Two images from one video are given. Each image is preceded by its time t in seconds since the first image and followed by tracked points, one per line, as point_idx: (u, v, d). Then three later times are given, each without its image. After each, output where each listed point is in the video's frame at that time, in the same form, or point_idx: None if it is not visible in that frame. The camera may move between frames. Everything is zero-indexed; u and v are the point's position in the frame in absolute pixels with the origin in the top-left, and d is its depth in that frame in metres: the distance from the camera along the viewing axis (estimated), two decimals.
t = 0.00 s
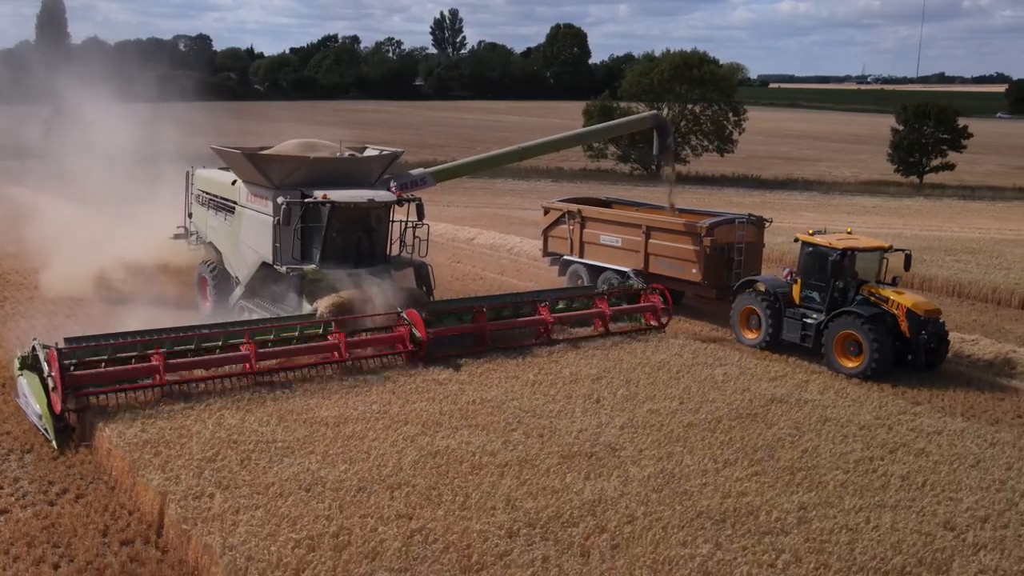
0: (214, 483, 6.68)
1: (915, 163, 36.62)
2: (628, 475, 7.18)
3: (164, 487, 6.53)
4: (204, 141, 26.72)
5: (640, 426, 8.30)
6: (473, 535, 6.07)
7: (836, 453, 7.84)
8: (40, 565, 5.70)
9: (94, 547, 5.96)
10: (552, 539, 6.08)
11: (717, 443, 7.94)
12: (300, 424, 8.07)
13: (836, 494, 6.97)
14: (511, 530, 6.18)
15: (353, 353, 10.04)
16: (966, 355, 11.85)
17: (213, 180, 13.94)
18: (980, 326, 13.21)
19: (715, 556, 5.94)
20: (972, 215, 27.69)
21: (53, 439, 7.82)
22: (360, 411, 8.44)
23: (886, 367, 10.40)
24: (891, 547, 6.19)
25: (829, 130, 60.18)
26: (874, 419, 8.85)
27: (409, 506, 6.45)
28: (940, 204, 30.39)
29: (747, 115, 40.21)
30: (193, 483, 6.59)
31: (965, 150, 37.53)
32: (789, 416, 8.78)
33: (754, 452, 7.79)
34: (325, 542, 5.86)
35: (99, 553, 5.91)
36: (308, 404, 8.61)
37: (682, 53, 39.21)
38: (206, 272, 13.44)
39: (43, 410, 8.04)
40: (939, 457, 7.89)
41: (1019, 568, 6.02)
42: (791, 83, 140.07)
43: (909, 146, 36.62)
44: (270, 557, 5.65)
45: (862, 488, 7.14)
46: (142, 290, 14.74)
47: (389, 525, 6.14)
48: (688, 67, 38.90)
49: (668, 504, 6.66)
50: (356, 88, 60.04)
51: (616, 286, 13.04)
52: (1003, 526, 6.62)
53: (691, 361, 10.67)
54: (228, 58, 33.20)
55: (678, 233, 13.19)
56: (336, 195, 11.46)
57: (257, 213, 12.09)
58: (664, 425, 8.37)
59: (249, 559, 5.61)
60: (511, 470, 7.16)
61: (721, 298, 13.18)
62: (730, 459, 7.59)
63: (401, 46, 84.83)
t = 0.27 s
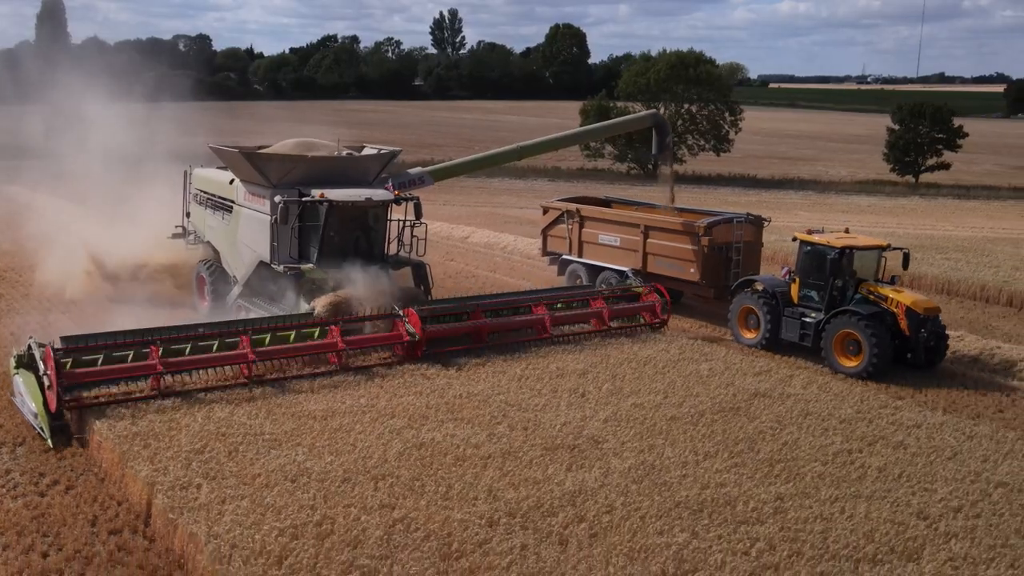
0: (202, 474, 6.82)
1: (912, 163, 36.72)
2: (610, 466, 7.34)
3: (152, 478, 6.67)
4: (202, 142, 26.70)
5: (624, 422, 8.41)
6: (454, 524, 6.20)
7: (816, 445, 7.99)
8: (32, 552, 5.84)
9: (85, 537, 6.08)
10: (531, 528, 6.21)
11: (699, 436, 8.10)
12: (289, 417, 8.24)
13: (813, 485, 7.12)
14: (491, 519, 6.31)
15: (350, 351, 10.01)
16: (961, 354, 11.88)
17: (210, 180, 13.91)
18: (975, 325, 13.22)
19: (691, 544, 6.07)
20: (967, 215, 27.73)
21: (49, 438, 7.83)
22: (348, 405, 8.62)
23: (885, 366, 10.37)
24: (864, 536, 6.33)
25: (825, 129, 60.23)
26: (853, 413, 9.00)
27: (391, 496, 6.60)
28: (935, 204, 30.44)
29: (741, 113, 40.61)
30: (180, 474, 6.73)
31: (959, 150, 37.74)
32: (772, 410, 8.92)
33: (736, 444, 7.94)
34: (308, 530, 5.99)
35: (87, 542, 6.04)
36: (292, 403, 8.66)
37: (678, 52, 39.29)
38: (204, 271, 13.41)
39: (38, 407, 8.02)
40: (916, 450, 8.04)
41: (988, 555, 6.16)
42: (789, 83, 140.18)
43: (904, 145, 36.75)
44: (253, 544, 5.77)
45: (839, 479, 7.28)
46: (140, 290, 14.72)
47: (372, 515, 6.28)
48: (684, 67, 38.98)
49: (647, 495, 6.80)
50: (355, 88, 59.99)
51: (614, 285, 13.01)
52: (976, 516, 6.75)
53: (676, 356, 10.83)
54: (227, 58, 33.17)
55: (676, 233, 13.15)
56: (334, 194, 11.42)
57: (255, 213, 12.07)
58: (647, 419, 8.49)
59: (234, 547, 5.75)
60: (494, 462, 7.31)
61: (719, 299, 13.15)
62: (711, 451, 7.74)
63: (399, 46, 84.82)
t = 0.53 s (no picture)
0: (190, 466, 7.01)
1: (907, 163, 36.80)
2: (591, 459, 7.51)
3: (141, 471, 6.86)
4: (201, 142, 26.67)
5: (608, 418, 8.53)
6: (436, 515, 6.37)
7: (796, 439, 8.15)
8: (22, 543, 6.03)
9: (75, 527, 6.28)
10: (512, 519, 6.38)
11: (680, 429, 8.27)
12: (277, 411, 8.42)
13: (790, 477, 7.29)
14: (473, 510, 6.48)
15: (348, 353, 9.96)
16: (957, 353, 11.87)
17: (208, 179, 13.87)
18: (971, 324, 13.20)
19: (668, 534, 6.23)
20: (963, 214, 27.71)
21: (46, 439, 7.82)
22: (337, 399, 8.77)
23: (886, 367, 10.32)
24: (837, 526, 6.49)
25: (823, 129, 60.20)
26: (835, 407, 9.16)
27: (376, 488, 6.77)
28: (930, 203, 30.42)
29: (740, 112, 40.56)
30: (168, 466, 6.92)
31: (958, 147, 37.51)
32: (754, 405, 9.07)
33: (717, 438, 8.11)
34: (293, 521, 6.16)
35: (77, 532, 6.23)
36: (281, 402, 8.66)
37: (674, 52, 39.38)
38: (202, 271, 13.37)
39: (35, 409, 7.99)
40: (894, 443, 8.20)
41: (956, 544, 6.32)
42: (788, 82, 140.15)
43: (901, 145, 36.84)
44: (239, 534, 5.94)
45: (816, 471, 7.45)
46: (137, 290, 14.68)
47: (356, 506, 6.45)
48: (680, 66, 39.05)
49: (627, 486, 6.97)
50: (354, 88, 59.96)
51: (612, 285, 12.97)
52: (949, 507, 6.91)
53: (675, 356, 10.79)
54: (226, 58, 33.14)
55: (675, 233, 13.11)
56: (332, 194, 11.35)
57: (253, 212, 12.01)
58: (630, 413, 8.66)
59: (220, 536, 5.92)
60: (478, 454, 7.48)
61: (718, 299, 13.12)
62: (692, 444, 7.91)
63: (399, 46, 84.82)
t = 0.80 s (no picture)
0: (178, 458, 7.07)
1: (903, 162, 37.09)
2: (575, 451, 7.57)
3: (130, 463, 6.93)
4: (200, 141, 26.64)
5: (599, 414, 8.56)
6: (418, 506, 6.42)
7: (779, 432, 8.21)
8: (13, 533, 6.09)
9: (65, 519, 6.33)
10: (493, 509, 6.43)
11: (665, 422, 8.33)
12: (267, 405, 8.49)
13: (771, 469, 7.34)
14: (455, 501, 6.53)
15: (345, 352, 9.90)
16: (955, 353, 11.83)
17: (207, 179, 13.81)
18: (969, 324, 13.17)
19: (648, 525, 6.28)
20: (958, 214, 27.75)
21: (43, 439, 7.75)
22: (325, 394, 8.84)
23: (885, 367, 10.27)
24: (816, 516, 6.55)
25: (819, 129, 60.28)
26: (817, 401, 9.22)
27: (360, 479, 6.83)
28: (926, 202, 30.46)
29: (736, 113, 40.80)
30: (156, 458, 6.99)
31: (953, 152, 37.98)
32: (737, 399, 9.14)
33: (701, 431, 8.17)
34: (277, 511, 6.22)
35: (67, 523, 6.30)
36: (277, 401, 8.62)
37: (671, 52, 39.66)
38: (199, 271, 13.31)
39: (31, 409, 7.94)
40: (875, 437, 8.25)
41: (933, 533, 6.36)
42: (786, 83, 140.31)
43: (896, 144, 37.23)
44: (224, 524, 6.00)
45: (797, 463, 7.51)
46: (135, 289, 14.60)
47: (340, 497, 6.51)
48: (677, 66, 39.31)
49: (609, 478, 7.03)
50: (354, 88, 59.96)
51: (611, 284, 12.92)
52: (927, 498, 6.95)
53: (674, 356, 10.74)
54: (226, 58, 33.11)
55: (674, 232, 13.05)
56: (330, 194, 11.29)
57: (251, 212, 11.96)
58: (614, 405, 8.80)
59: (205, 526, 5.98)
60: (462, 447, 7.54)
61: (718, 299, 13.06)
62: (675, 437, 7.97)
63: (398, 46, 84.87)
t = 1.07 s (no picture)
0: (168, 451, 7.19)
1: (899, 162, 37.51)
2: (559, 445, 7.68)
3: (119, 455, 7.06)
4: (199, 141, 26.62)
5: (591, 416, 8.54)
6: (401, 496, 6.53)
7: (762, 427, 8.31)
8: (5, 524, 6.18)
9: (55, 509, 6.45)
10: (475, 500, 6.52)
11: (649, 416, 8.45)
12: (261, 402, 8.53)
13: (751, 462, 7.43)
14: (438, 492, 6.63)
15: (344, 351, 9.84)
16: (955, 353, 11.79)
17: (205, 178, 13.76)
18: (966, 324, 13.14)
19: (627, 514, 6.37)
20: (953, 212, 27.77)
21: (39, 440, 7.72)
22: (315, 388, 9.01)
23: (885, 367, 10.22)
24: (793, 507, 6.64)
25: (816, 129, 60.31)
26: (801, 396, 9.33)
27: (346, 471, 6.93)
28: (924, 202, 30.46)
29: (732, 113, 41.00)
30: (146, 451, 7.12)
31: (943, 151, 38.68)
32: (723, 394, 9.26)
33: (685, 425, 8.28)
34: (262, 501, 6.32)
35: (57, 514, 6.42)
36: (272, 402, 8.55)
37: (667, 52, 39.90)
38: (197, 271, 13.25)
39: (28, 409, 7.90)
40: (856, 430, 8.34)
41: (906, 522, 6.44)
42: (786, 83, 140.27)
43: (891, 144, 37.52)
44: (210, 514, 6.10)
45: (778, 456, 7.60)
46: (132, 289, 14.55)
47: (324, 488, 6.61)
48: (674, 66, 39.53)
49: (591, 470, 7.14)
50: (353, 88, 59.95)
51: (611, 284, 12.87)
52: (903, 489, 7.04)
53: (674, 356, 10.68)
54: (225, 58, 33.08)
55: (673, 232, 13.00)
56: (328, 193, 11.24)
57: (248, 212, 11.91)
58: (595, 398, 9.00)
59: (191, 516, 6.08)
60: (447, 440, 7.64)
61: (717, 299, 13.01)
62: (658, 431, 8.08)
63: (397, 47, 84.92)
